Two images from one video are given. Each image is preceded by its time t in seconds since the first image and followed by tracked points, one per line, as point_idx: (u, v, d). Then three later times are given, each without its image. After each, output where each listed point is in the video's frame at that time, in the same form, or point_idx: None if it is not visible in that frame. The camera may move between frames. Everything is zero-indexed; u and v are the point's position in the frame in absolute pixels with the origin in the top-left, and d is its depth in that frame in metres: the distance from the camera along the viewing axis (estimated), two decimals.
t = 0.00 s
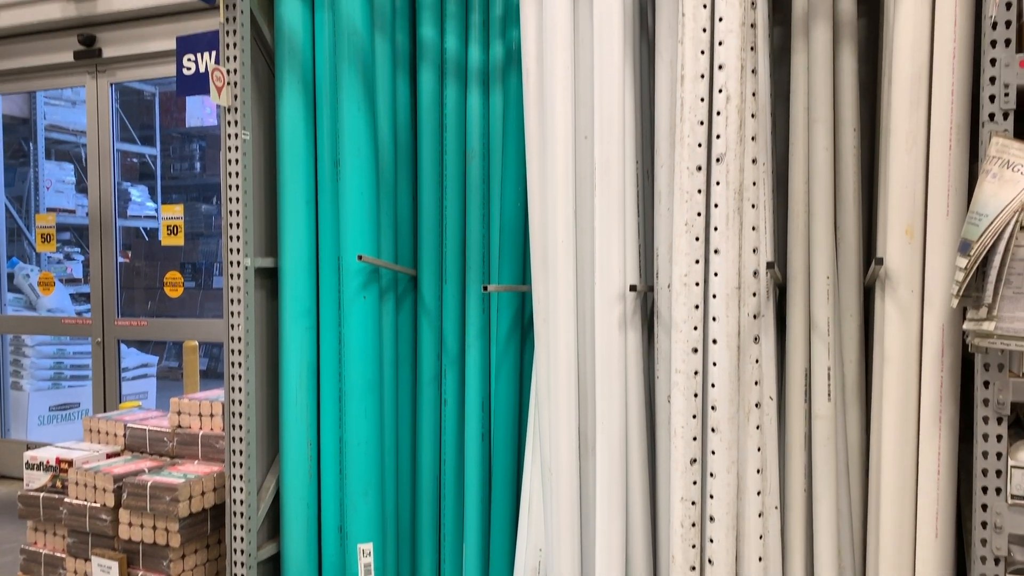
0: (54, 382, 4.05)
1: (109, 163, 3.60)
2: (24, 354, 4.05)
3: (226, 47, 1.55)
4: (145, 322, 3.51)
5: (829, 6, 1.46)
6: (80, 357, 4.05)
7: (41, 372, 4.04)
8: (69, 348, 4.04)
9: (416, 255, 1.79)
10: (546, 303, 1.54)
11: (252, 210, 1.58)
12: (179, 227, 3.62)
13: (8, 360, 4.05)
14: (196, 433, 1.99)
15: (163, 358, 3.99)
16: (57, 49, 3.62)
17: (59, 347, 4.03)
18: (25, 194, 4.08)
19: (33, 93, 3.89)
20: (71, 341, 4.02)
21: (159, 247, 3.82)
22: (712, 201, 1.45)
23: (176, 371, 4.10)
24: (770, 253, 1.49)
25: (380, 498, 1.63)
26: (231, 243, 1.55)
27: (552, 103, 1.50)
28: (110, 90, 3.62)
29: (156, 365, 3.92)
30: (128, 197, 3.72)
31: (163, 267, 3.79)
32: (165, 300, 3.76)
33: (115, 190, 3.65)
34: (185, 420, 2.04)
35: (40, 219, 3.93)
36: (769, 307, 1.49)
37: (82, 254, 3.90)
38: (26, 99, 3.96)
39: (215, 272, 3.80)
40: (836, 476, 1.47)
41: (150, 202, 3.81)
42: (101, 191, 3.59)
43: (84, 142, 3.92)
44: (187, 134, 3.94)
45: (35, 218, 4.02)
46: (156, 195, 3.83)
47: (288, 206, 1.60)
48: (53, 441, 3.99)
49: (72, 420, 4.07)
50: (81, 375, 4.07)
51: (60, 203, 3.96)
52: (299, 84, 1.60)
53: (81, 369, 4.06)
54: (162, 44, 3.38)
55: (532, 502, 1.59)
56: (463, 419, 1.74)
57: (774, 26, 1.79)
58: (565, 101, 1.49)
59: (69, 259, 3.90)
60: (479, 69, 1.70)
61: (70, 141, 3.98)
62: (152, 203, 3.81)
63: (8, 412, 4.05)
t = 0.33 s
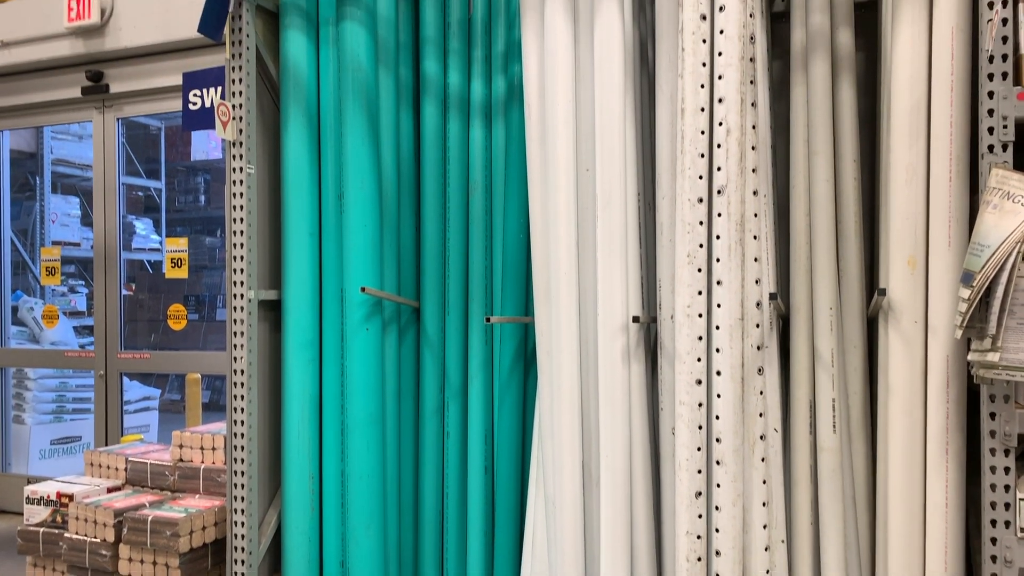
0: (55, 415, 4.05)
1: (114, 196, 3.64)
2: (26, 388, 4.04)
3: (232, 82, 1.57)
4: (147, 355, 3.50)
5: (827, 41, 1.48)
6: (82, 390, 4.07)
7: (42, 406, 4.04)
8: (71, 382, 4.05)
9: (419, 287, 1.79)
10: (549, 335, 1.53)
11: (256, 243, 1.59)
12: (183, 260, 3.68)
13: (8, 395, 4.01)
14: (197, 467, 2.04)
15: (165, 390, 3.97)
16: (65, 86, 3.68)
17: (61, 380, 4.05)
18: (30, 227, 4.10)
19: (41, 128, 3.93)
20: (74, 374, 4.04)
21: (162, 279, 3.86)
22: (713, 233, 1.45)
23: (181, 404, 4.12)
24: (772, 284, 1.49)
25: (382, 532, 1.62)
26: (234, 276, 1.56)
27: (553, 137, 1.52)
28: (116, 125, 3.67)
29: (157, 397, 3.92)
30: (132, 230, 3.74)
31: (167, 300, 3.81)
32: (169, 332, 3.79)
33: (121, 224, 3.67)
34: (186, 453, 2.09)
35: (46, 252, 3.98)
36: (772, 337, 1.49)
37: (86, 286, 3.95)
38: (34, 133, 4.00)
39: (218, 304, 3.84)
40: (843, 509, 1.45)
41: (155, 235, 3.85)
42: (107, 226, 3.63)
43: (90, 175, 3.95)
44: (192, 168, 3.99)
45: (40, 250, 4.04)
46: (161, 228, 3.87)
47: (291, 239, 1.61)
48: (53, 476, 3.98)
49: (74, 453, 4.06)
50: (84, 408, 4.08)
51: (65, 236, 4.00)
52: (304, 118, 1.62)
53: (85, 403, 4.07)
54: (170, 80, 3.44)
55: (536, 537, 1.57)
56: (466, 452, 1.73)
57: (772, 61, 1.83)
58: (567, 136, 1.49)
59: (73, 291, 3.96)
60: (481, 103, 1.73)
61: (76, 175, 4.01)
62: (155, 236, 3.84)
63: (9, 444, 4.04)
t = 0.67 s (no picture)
0: (59, 445, 4.05)
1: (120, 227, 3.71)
2: (30, 418, 4.05)
3: (238, 113, 1.58)
4: (153, 385, 3.55)
5: (827, 70, 1.49)
6: (87, 420, 4.08)
7: (46, 435, 4.05)
8: (76, 412, 4.07)
9: (423, 315, 1.80)
10: (554, 363, 1.52)
11: (261, 271, 1.59)
12: (189, 289, 3.73)
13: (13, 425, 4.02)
14: (201, 497, 2.08)
15: (169, 420, 3.86)
16: (74, 117, 3.73)
17: (65, 411, 4.06)
18: (38, 256, 4.12)
19: (49, 159, 3.97)
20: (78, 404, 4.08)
21: (167, 308, 3.84)
22: (717, 259, 1.45)
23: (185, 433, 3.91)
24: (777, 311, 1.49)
25: (386, 561, 1.61)
26: (239, 305, 1.56)
27: (556, 166, 1.52)
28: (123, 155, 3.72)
29: (162, 427, 3.85)
30: (138, 259, 3.80)
31: (172, 330, 3.79)
32: (174, 361, 3.76)
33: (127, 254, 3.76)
34: (190, 483, 2.13)
35: (52, 281, 4.00)
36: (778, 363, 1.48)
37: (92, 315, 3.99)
38: (41, 164, 4.04)
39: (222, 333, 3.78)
40: (851, 539, 1.42)
41: (160, 263, 3.86)
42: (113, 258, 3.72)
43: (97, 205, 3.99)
44: (198, 198, 3.95)
45: (46, 280, 4.07)
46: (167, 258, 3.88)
47: (296, 267, 1.61)
48: (54, 506, 3.95)
49: (76, 483, 4.05)
50: (87, 438, 4.07)
51: (71, 266, 4.04)
52: (309, 147, 1.62)
53: (88, 432, 4.08)
54: (177, 111, 3.48)
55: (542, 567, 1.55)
56: (471, 481, 1.72)
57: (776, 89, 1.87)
58: (570, 165, 1.50)
59: (78, 321, 3.98)
60: (485, 130, 1.74)
61: (83, 205, 4.06)
62: (161, 265, 3.86)
63: (12, 474, 4.02)
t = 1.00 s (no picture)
0: (63, 473, 4.03)
1: (125, 254, 3.76)
2: (34, 445, 4.03)
3: (244, 141, 1.60)
4: (157, 412, 3.57)
5: (828, 95, 1.50)
6: (90, 447, 4.03)
7: (50, 463, 4.03)
8: (79, 439, 4.04)
9: (428, 340, 1.81)
10: (558, 389, 1.51)
11: (266, 298, 1.60)
12: (193, 315, 3.77)
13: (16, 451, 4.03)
14: (203, 524, 2.11)
15: (174, 447, 3.86)
16: (81, 144, 3.78)
17: (69, 437, 4.02)
18: (43, 283, 4.12)
19: (55, 187, 4.01)
20: (82, 431, 4.00)
21: (172, 335, 3.83)
22: (721, 283, 1.45)
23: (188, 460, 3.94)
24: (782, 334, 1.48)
25: None
26: (243, 331, 1.56)
27: (559, 192, 1.52)
28: (129, 182, 3.77)
29: (166, 454, 3.84)
30: (144, 285, 3.83)
31: (177, 357, 3.77)
32: (178, 388, 3.75)
33: (132, 280, 3.79)
34: (194, 510, 2.17)
35: (58, 308, 4.04)
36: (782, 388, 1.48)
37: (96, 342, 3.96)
38: (49, 193, 4.07)
39: (227, 359, 3.75)
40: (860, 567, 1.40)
41: (166, 290, 3.86)
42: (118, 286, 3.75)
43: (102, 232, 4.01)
44: (202, 225, 3.93)
45: (52, 307, 4.07)
46: (172, 284, 3.87)
47: (300, 293, 1.61)
48: (55, 535, 3.95)
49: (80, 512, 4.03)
50: (91, 466, 4.03)
51: (76, 293, 4.05)
52: (314, 173, 1.63)
53: (92, 460, 4.01)
54: (183, 137, 3.52)
55: None
56: (475, 507, 1.72)
57: (777, 113, 1.89)
58: (573, 190, 1.50)
59: (82, 347, 3.98)
60: (489, 156, 1.76)
61: (88, 232, 4.07)
62: (166, 292, 3.86)
63: (15, 504, 4.02)
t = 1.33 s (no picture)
0: (64, 496, 4.01)
1: (129, 275, 3.77)
2: (35, 467, 4.02)
3: (247, 162, 1.61)
4: (159, 433, 3.55)
5: (829, 113, 1.51)
6: (91, 469, 4.01)
7: (51, 485, 4.00)
8: (81, 461, 4.01)
9: (430, 360, 1.81)
10: (562, 409, 1.50)
11: (268, 318, 1.60)
12: (195, 336, 3.76)
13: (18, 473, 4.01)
14: (205, 547, 2.12)
15: (175, 468, 3.84)
16: (85, 166, 3.80)
17: (71, 459, 4.01)
18: (47, 305, 4.14)
19: (59, 209, 4.03)
20: (83, 453, 3.99)
21: (173, 355, 3.82)
22: (724, 302, 1.44)
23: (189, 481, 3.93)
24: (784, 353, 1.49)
25: None
26: (246, 352, 1.56)
27: (561, 212, 1.52)
28: (134, 205, 3.78)
29: (167, 475, 3.82)
30: (146, 307, 3.85)
31: (179, 378, 3.78)
32: (180, 409, 3.74)
33: (135, 302, 3.81)
34: (194, 532, 2.16)
35: (61, 329, 4.05)
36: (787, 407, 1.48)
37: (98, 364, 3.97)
38: (53, 214, 4.09)
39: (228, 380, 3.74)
40: None
41: (167, 311, 3.88)
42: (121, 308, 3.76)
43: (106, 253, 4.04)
44: (206, 246, 3.91)
45: (54, 329, 4.08)
46: (174, 305, 3.88)
47: (303, 314, 1.62)
48: (59, 558, 3.94)
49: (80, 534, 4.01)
50: (93, 488, 4.01)
51: (79, 314, 4.06)
52: (317, 195, 1.64)
53: (93, 481, 4.00)
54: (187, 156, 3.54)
55: None
56: (478, 529, 1.71)
57: (778, 132, 1.91)
58: (575, 210, 1.51)
59: (85, 369, 3.98)
60: (491, 177, 1.77)
61: (92, 254, 4.10)
62: (169, 313, 3.88)
63: (16, 526, 4.01)
